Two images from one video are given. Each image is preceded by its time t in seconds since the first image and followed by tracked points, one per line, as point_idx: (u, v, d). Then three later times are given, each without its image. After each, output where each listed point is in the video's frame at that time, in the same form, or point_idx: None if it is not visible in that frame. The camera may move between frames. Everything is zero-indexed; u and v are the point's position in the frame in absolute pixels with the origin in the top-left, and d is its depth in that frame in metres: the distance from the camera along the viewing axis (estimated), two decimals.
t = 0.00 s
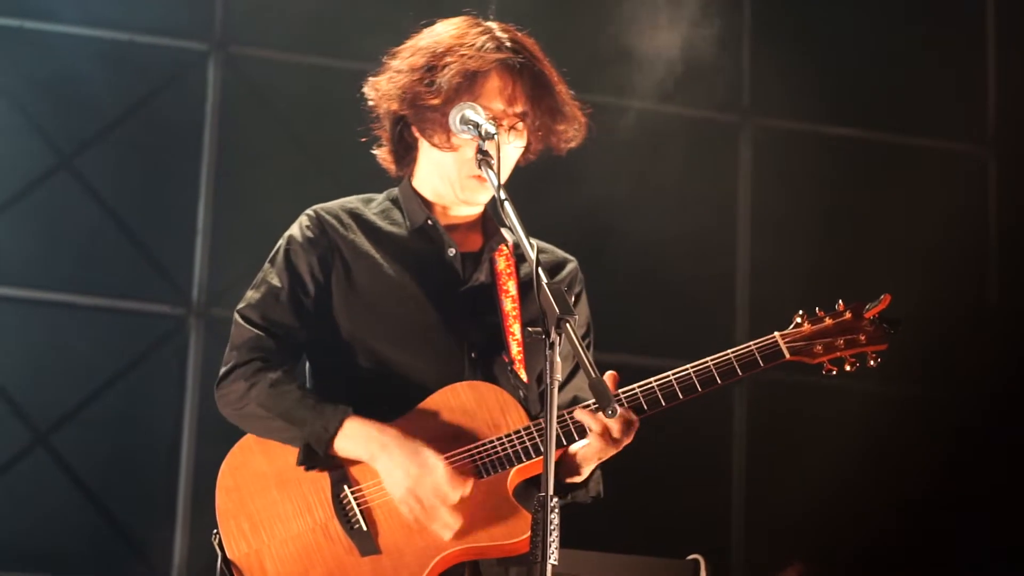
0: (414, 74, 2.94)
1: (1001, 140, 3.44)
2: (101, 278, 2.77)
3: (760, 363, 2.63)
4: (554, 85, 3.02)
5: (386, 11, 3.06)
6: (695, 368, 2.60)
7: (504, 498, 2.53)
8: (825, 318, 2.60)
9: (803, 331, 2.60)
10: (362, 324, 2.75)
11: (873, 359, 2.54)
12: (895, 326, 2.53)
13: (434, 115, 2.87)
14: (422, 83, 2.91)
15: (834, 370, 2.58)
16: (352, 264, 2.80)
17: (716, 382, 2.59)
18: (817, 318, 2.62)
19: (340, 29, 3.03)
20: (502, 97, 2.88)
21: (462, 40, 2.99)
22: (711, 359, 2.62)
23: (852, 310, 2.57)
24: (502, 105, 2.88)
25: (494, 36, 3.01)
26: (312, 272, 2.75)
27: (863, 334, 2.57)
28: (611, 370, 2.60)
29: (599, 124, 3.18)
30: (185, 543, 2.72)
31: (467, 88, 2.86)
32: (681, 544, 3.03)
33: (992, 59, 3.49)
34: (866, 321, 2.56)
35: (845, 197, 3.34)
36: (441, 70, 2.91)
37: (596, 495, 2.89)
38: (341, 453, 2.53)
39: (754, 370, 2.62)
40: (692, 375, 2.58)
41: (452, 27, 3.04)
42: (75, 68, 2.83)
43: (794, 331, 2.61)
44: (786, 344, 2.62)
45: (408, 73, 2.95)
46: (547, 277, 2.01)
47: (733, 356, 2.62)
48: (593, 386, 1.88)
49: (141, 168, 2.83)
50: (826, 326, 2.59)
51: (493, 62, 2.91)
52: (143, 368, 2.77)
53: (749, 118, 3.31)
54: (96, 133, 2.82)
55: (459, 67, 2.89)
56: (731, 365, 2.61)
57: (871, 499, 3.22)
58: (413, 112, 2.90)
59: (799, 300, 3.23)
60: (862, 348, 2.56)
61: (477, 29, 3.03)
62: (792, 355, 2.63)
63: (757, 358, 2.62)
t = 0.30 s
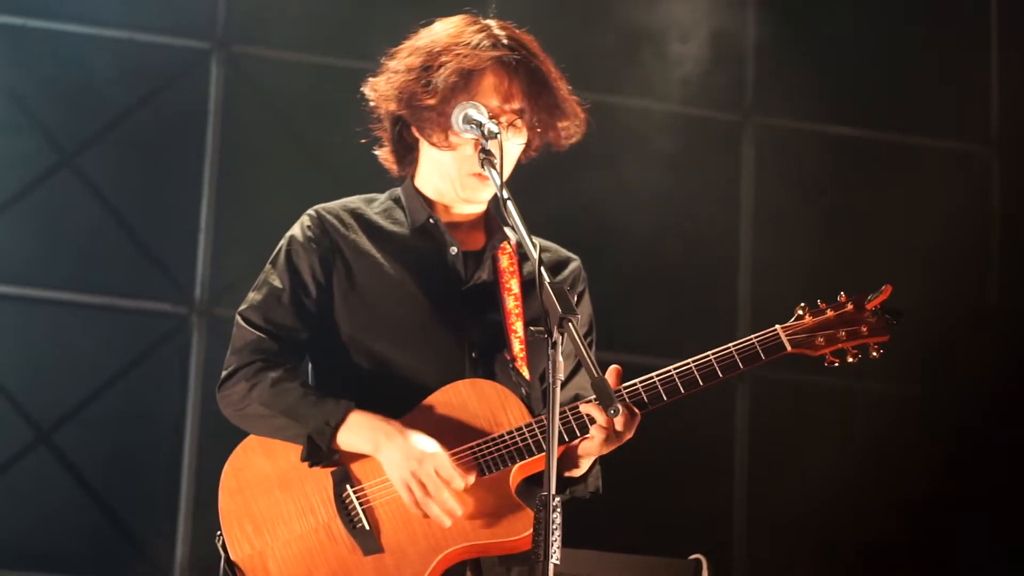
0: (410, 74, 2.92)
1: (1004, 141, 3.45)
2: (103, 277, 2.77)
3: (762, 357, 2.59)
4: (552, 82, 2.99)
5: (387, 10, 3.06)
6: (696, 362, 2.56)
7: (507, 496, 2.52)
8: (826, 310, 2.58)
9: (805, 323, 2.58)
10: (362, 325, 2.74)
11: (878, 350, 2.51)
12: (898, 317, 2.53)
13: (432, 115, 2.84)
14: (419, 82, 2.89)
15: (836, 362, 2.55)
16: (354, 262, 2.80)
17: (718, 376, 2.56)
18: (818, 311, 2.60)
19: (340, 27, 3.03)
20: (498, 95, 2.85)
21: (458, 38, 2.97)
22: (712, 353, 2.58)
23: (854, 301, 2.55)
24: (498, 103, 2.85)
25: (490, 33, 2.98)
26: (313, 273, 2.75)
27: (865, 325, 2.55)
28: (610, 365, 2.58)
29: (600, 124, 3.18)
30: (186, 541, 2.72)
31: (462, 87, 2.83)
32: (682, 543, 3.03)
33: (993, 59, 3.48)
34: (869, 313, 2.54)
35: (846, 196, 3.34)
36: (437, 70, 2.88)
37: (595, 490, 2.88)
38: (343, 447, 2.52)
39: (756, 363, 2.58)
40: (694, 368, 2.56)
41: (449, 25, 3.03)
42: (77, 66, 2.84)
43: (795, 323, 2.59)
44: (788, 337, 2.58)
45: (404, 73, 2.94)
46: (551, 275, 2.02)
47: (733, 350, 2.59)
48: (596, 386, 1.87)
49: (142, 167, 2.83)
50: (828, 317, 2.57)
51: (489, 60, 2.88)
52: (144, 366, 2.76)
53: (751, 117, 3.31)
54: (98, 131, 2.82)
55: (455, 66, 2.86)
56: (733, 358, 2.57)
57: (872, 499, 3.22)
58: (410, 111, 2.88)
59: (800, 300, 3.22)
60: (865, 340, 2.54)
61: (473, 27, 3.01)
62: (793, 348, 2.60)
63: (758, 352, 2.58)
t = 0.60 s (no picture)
0: (417, 73, 2.94)
1: (1004, 141, 3.44)
2: (104, 277, 2.77)
3: (763, 361, 2.60)
4: (557, 85, 3.02)
5: (387, 10, 3.06)
6: (697, 366, 2.58)
7: (508, 498, 2.53)
8: (827, 314, 2.58)
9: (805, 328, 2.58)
10: (364, 325, 2.75)
11: (877, 355, 2.52)
12: (898, 321, 2.52)
13: (438, 114, 2.86)
14: (427, 82, 2.90)
15: (837, 366, 2.56)
16: (355, 263, 2.80)
17: (719, 380, 2.58)
18: (819, 315, 2.60)
19: (341, 27, 3.03)
20: (504, 97, 2.88)
21: (466, 39, 2.99)
22: (714, 357, 2.60)
23: (855, 306, 2.56)
24: (504, 105, 2.88)
25: (496, 35, 3.01)
26: (314, 273, 2.76)
27: (866, 329, 2.56)
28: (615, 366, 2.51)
29: (601, 124, 3.18)
30: (186, 541, 2.72)
31: (469, 88, 2.85)
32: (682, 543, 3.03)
33: (994, 59, 3.48)
34: (870, 317, 2.55)
35: (847, 196, 3.33)
36: (445, 70, 2.90)
37: (586, 486, 2.92)
38: (338, 462, 2.52)
39: (756, 367, 2.60)
40: (694, 372, 2.57)
41: (455, 26, 3.05)
42: (79, 67, 2.84)
43: (796, 327, 2.59)
44: (789, 341, 2.60)
45: (410, 72, 2.95)
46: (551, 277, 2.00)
47: (735, 354, 2.60)
48: (596, 387, 1.86)
49: (143, 168, 2.84)
50: (829, 322, 2.57)
51: (497, 62, 2.92)
52: (145, 366, 2.76)
53: (752, 118, 3.31)
54: (99, 131, 2.82)
55: (464, 67, 2.89)
56: (734, 362, 2.58)
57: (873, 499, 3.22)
58: (416, 110, 2.89)
59: (801, 300, 3.22)
60: (865, 344, 2.55)
61: (479, 28, 3.04)
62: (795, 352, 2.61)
63: (759, 355, 2.59)
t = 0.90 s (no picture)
0: (423, 66, 2.92)
1: (1005, 141, 3.45)
2: (106, 278, 2.77)
3: (764, 365, 2.59)
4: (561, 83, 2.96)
5: (388, 11, 3.07)
6: (699, 369, 2.56)
7: (509, 501, 2.50)
8: (828, 318, 2.57)
9: (807, 331, 2.57)
10: (363, 326, 2.71)
11: (879, 359, 2.50)
12: (899, 325, 2.52)
13: (442, 108, 2.83)
14: (433, 74, 2.87)
15: (838, 371, 2.54)
16: (354, 264, 2.77)
17: (720, 384, 2.56)
18: (821, 319, 2.59)
19: (342, 28, 3.04)
20: (509, 91, 2.84)
21: (473, 33, 2.96)
22: (715, 359, 2.59)
23: (856, 310, 2.55)
24: (508, 100, 2.84)
25: (504, 31, 2.97)
26: (314, 274, 2.72)
27: (867, 334, 2.54)
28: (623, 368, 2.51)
29: (602, 123, 3.18)
30: (189, 540, 2.73)
31: (474, 80, 2.82)
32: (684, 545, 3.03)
33: (994, 59, 3.48)
34: (871, 321, 2.53)
35: (848, 196, 3.33)
36: (453, 63, 2.87)
37: (588, 488, 2.89)
38: (344, 457, 2.52)
39: (757, 371, 2.58)
40: (696, 375, 2.56)
41: (462, 23, 3.03)
42: (80, 69, 2.84)
43: (798, 331, 2.57)
44: (791, 345, 2.58)
45: (416, 66, 2.94)
46: (552, 278, 1.99)
47: (736, 357, 2.59)
48: (598, 389, 1.85)
49: (145, 169, 2.84)
50: (830, 326, 2.56)
51: (504, 57, 2.87)
52: (147, 367, 2.77)
53: (753, 118, 3.32)
54: (101, 133, 2.82)
55: (472, 60, 2.85)
56: (735, 366, 2.57)
57: (874, 499, 3.21)
58: (422, 101, 2.86)
59: (801, 301, 3.23)
60: (867, 349, 2.53)
61: (485, 25, 3.00)
62: (796, 356, 2.59)
63: (760, 359, 2.58)
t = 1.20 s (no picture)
0: (422, 72, 2.83)
1: (1007, 142, 3.44)
2: (108, 280, 2.77)
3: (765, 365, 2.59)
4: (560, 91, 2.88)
5: (389, 13, 3.07)
6: (700, 371, 2.55)
7: (511, 501, 2.48)
8: (829, 318, 2.57)
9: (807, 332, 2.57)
10: (363, 329, 2.67)
11: (880, 359, 2.51)
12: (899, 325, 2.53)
13: (442, 115, 2.76)
14: (430, 80, 2.79)
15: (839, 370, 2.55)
16: (354, 267, 2.72)
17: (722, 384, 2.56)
18: (821, 319, 2.59)
19: (344, 31, 3.04)
20: (507, 97, 2.76)
21: (472, 38, 2.86)
22: (716, 361, 2.58)
23: (857, 311, 2.55)
24: (507, 106, 2.75)
25: (503, 36, 2.86)
26: (312, 278, 2.67)
27: (868, 334, 2.54)
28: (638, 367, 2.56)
29: (603, 125, 3.18)
30: (190, 542, 2.73)
31: (471, 87, 2.73)
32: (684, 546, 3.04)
33: (995, 60, 3.48)
34: (872, 322, 2.54)
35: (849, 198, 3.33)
36: (451, 70, 2.78)
37: (595, 493, 2.85)
38: (350, 449, 2.47)
39: (758, 372, 2.56)
40: (697, 376, 2.55)
41: (464, 28, 2.95)
42: (81, 71, 2.84)
43: (799, 331, 2.57)
44: (791, 345, 2.57)
45: (415, 72, 2.85)
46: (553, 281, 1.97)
47: (737, 358, 2.58)
48: (598, 390, 1.84)
49: (146, 171, 2.84)
50: (831, 327, 2.56)
51: (503, 62, 2.78)
52: (149, 369, 2.77)
53: (755, 120, 3.31)
54: (102, 135, 2.83)
55: (469, 69, 2.75)
56: (736, 367, 2.56)
57: (876, 499, 3.22)
58: (421, 109, 2.79)
59: (802, 302, 3.23)
60: (868, 348, 2.54)
61: (484, 30, 2.91)
62: (796, 357, 2.58)
63: (761, 359, 2.58)
